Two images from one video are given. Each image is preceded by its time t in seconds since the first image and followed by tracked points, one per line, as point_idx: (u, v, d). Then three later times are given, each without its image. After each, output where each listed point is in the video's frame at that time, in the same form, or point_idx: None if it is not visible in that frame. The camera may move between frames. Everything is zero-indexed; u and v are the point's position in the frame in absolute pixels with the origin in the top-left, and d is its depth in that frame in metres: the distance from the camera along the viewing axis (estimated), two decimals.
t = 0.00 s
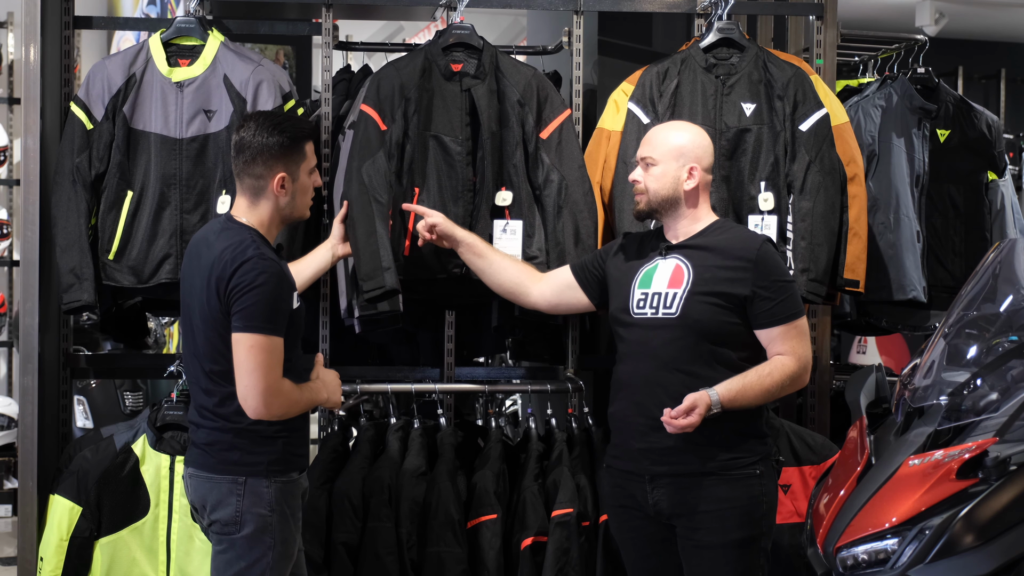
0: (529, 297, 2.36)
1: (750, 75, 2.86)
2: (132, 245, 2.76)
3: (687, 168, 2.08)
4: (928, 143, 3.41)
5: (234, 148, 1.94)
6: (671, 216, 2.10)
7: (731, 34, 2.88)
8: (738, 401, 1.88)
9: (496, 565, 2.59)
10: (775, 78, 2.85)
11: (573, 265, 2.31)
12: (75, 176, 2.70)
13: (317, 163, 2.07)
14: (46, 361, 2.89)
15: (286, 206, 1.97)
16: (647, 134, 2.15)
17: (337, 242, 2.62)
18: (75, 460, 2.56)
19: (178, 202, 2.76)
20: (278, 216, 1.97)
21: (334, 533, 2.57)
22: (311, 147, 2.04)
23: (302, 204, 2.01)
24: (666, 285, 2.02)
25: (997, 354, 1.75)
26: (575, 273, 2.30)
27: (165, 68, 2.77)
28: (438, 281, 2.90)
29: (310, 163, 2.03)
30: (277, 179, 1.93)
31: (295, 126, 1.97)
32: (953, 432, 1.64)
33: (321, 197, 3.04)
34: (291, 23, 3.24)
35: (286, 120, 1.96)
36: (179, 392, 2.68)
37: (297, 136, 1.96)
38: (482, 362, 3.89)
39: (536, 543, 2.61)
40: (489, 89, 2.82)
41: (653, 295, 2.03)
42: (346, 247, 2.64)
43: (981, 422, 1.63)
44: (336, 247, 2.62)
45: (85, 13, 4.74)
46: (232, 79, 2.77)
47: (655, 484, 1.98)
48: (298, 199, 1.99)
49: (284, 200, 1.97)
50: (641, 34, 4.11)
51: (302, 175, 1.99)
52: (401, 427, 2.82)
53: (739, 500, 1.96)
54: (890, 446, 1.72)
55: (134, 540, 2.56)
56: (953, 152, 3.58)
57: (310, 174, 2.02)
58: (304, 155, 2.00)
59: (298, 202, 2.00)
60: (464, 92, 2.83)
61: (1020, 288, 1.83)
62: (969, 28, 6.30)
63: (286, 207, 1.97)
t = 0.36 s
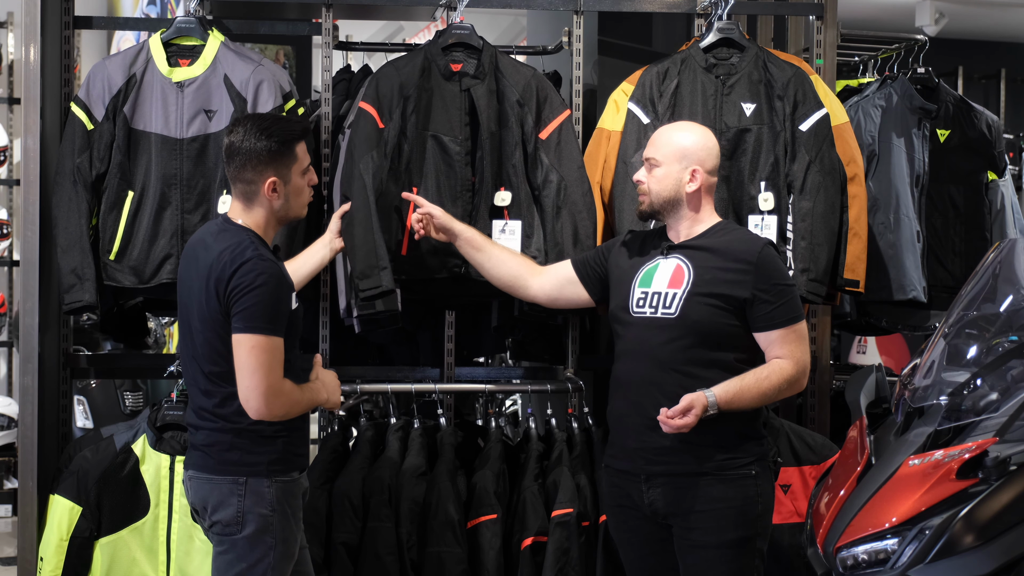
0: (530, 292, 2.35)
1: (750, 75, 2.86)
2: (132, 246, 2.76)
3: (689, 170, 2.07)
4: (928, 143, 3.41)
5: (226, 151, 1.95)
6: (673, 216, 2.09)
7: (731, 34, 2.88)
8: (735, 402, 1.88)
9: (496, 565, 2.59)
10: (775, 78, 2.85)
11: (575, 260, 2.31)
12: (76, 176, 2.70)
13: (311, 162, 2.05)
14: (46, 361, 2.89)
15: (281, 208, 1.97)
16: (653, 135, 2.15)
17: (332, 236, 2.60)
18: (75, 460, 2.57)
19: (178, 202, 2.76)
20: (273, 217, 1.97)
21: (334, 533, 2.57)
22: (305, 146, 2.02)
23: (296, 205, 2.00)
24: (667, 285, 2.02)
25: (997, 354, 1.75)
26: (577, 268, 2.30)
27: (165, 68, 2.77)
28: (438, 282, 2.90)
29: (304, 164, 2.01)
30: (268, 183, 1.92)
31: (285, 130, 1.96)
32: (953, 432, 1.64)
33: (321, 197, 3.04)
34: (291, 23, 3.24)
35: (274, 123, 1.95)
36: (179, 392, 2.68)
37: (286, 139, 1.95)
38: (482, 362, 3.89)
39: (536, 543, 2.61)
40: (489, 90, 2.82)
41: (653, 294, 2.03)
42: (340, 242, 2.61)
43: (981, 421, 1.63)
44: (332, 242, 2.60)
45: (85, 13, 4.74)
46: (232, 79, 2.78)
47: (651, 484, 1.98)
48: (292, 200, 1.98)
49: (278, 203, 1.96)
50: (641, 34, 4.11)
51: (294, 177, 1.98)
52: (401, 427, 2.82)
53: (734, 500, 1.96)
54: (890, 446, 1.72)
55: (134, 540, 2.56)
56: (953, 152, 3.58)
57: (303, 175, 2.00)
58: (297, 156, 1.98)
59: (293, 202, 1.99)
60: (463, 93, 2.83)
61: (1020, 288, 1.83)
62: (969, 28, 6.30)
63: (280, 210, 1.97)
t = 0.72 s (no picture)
0: (524, 275, 2.32)
1: (750, 75, 2.86)
2: (132, 245, 2.76)
3: (683, 171, 2.07)
4: (928, 143, 3.41)
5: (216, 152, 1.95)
6: (669, 218, 2.09)
7: (731, 34, 2.88)
8: (733, 403, 1.88)
9: (495, 565, 2.58)
10: (775, 78, 2.85)
11: (573, 252, 2.30)
12: (75, 175, 2.70)
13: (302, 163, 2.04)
14: (46, 361, 2.89)
15: (270, 207, 1.96)
16: (643, 138, 2.14)
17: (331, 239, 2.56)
18: (75, 460, 2.57)
19: (178, 202, 2.76)
20: (263, 216, 1.96)
21: (334, 533, 2.57)
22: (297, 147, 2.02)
23: (286, 205, 1.99)
24: (664, 285, 2.02)
25: (997, 354, 1.75)
26: (574, 260, 2.29)
27: (165, 68, 2.77)
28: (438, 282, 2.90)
29: (295, 163, 2.00)
30: (257, 181, 1.92)
31: (277, 129, 1.96)
32: (953, 432, 1.64)
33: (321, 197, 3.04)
34: (291, 23, 3.24)
35: (266, 122, 1.95)
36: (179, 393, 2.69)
37: (278, 138, 1.95)
38: (482, 362, 3.89)
39: (536, 543, 2.61)
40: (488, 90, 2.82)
41: (651, 294, 2.03)
42: (338, 254, 2.57)
43: (981, 422, 1.63)
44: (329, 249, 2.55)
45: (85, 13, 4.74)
46: (232, 79, 2.78)
47: (651, 484, 1.98)
48: (281, 199, 1.97)
49: (267, 201, 1.95)
50: (641, 34, 4.11)
51: (285, 176, 1.97)
52: (401, 427, 2.82)
53: (734, 500, 1.96)
54: (890, 446, 1.72)
55: (134, 540, 2.56)
56: (953, 152, 3.58)
57: (293, 175, 1.99)
58: (288, 155, 1.98)
59: (283, 202, 1.98)
60: (463, 92, 2.83)
61: (1020, 288, 1.83)
62: (969, 28, 6.30)
63: (269, 208, 1.96)
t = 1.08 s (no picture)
0: (525, 285, 2.33)
1: (750, 75, 2.86)
2: (131, 245, 2.75)
3: (688, 170, 2.07)
4: (928, 143, 3.41)
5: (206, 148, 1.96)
6: (673, 219, 2.09)
7: (731, 34, 2.88)
8: (731, 406, 1.88)
9: (495, 565, 2.58)
10: (775, 78, 2.85)
11: (575, 260, 2.30)
12: (75, 176, 2.71)
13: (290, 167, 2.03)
14: (46, 361, 2.89)
15: (254, 206, 1.96)
16: (644, 137, 2.13)
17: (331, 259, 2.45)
18: (75, 460, 2.57)
19: (178, 202, 2.76)
20: (244, 216, 1.95)
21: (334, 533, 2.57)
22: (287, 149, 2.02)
23: (270, 206, 1.98)
24: (664, 287, 2.02)
25: (997, 354, 1.75)
26: (578, 268, 2.29)
27: (165, 68, 2.77)
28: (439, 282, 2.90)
29: (283, 165, 2.00)
30: (243, 177, 1.91)
31: (266, 128, 1.96)
32: (953, 432, 1.64)
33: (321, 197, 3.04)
34: (291, 23, 3.24)
35: (257, 120, 1.96)
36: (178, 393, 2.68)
37: (266, 136, 1.95)
38: (482, 362, 3.89)
39: (536, 543, 2.62)
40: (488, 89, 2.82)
41: (650, 295, 2.03)
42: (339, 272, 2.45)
43: (981, 422, 1.63)
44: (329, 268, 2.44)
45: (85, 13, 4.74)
46: (232, 79, 2.78)
47: (649, 484, 1.99)
48: (265, 200, 1.97)
49: (252, 199, 1.95)
50: (642, 34, 4.11)
51: (271, 176, 1.97)
52: (401, 427, 2.83)
53: (731, 501, 1.96)
54: (890, 446, 1.72)
55: (134, 540, 2.55)
56: (953, 152, 3.58)
57: (280, 176, 1.99)
58: (275, 155, 1.97)
59: (267, 202, 1.97)
60: (463, 92, 2.83)
61: (1021, 288, 1.83)
62: (969, 28, 6.30)
63: (253, 208, 1.96)
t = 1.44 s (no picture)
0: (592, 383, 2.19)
1: (750, 75, 2.86)
2: (131, 246, 2.75)
3: (682, 169, 2.07)
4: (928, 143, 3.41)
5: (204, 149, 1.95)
6: (665, 218, 2.07)
7: (731, 34, 2.88)
8: (738, 402, 1.88)
9: (494, 565, 2.58)
10: (775, 78, 2.85)
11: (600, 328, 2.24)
12: (76, 176, 2.71)
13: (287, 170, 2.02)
14: (46, 361, 2.89)
15: (248, 209, 1.95)
16: (634, 138, 2.13)
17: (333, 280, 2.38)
18: (75, 460, 2.57)
19: (178, 202, 2.75)
20: (239, 219, 1.95)
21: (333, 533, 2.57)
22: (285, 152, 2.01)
23: (266, 210, 1.97)
24: (661, 292, 2.02)
25: (997, 354, 1.75)
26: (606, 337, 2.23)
27: (165, 68, 2.77)
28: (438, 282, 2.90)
29: (280, 168, 1.99)
30: (239, 179, 1.91)
31: (266, 131, 1.95)
32: (953, 432, 1.64)
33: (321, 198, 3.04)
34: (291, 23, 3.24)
35: (255, 122, 1.95)
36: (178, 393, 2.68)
37: (265, 139, 1.94)
38: (482, 362, 3.89)
39: (536, 543, 2.61)
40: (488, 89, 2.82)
41: (647, 302, 2.03)
42: (340, 285, 2.40)
43: (981, 422, 1.63)
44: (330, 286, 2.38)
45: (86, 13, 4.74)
46: (232, 79, 2.78)
47: (659, 483, 1.99)
48: (260, 202, 1.96)
49: (247, 202, 1.95)
50: (642, 34, 4.11)
51: (268, 178, 1.96)
52: (401, 427, 2.83)
53: (743, 499, 1.95)
54: (890, 446, 1.73)
55: (134, 539, 2.55)
56: (953, 152, 3.58)
57: (276, 179, 1.98)
58: (273, 158, 1.96)
59: (261, 205, 1.96)
60: (462, 92, 2.83)
61: (1020, 288, 1.83)
62: (969, 28, 6.30)
63: (248, 211, 1.95)
